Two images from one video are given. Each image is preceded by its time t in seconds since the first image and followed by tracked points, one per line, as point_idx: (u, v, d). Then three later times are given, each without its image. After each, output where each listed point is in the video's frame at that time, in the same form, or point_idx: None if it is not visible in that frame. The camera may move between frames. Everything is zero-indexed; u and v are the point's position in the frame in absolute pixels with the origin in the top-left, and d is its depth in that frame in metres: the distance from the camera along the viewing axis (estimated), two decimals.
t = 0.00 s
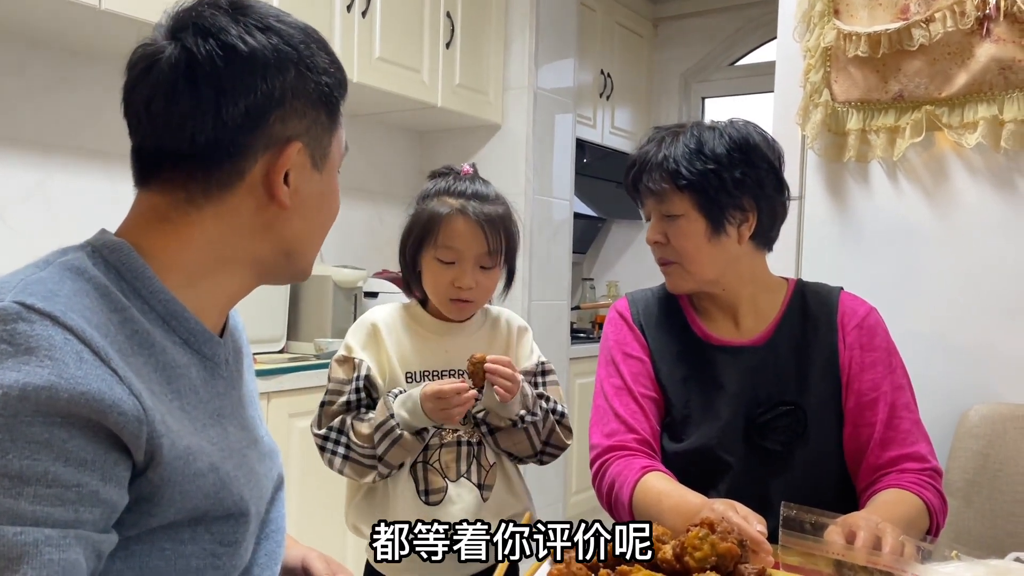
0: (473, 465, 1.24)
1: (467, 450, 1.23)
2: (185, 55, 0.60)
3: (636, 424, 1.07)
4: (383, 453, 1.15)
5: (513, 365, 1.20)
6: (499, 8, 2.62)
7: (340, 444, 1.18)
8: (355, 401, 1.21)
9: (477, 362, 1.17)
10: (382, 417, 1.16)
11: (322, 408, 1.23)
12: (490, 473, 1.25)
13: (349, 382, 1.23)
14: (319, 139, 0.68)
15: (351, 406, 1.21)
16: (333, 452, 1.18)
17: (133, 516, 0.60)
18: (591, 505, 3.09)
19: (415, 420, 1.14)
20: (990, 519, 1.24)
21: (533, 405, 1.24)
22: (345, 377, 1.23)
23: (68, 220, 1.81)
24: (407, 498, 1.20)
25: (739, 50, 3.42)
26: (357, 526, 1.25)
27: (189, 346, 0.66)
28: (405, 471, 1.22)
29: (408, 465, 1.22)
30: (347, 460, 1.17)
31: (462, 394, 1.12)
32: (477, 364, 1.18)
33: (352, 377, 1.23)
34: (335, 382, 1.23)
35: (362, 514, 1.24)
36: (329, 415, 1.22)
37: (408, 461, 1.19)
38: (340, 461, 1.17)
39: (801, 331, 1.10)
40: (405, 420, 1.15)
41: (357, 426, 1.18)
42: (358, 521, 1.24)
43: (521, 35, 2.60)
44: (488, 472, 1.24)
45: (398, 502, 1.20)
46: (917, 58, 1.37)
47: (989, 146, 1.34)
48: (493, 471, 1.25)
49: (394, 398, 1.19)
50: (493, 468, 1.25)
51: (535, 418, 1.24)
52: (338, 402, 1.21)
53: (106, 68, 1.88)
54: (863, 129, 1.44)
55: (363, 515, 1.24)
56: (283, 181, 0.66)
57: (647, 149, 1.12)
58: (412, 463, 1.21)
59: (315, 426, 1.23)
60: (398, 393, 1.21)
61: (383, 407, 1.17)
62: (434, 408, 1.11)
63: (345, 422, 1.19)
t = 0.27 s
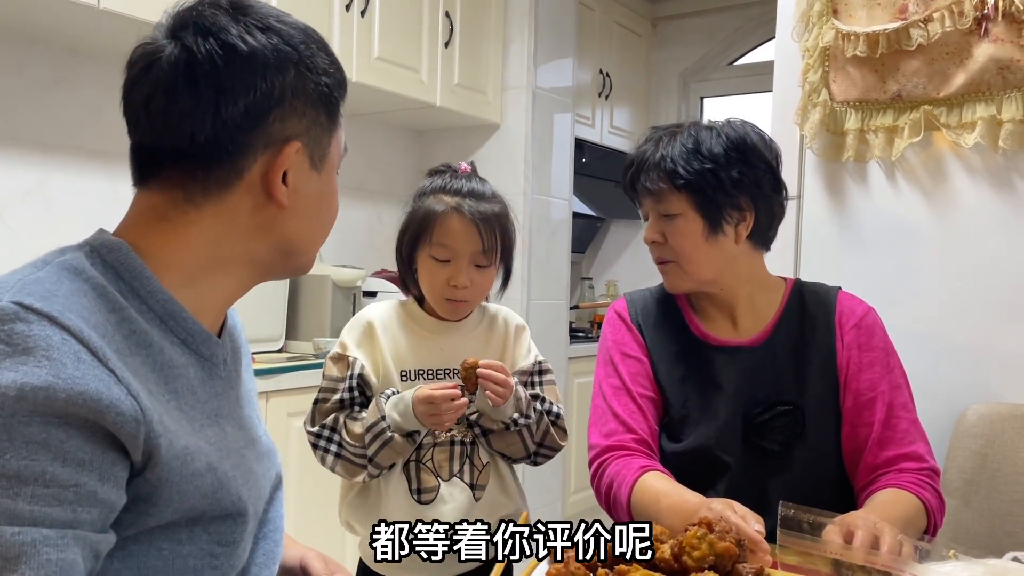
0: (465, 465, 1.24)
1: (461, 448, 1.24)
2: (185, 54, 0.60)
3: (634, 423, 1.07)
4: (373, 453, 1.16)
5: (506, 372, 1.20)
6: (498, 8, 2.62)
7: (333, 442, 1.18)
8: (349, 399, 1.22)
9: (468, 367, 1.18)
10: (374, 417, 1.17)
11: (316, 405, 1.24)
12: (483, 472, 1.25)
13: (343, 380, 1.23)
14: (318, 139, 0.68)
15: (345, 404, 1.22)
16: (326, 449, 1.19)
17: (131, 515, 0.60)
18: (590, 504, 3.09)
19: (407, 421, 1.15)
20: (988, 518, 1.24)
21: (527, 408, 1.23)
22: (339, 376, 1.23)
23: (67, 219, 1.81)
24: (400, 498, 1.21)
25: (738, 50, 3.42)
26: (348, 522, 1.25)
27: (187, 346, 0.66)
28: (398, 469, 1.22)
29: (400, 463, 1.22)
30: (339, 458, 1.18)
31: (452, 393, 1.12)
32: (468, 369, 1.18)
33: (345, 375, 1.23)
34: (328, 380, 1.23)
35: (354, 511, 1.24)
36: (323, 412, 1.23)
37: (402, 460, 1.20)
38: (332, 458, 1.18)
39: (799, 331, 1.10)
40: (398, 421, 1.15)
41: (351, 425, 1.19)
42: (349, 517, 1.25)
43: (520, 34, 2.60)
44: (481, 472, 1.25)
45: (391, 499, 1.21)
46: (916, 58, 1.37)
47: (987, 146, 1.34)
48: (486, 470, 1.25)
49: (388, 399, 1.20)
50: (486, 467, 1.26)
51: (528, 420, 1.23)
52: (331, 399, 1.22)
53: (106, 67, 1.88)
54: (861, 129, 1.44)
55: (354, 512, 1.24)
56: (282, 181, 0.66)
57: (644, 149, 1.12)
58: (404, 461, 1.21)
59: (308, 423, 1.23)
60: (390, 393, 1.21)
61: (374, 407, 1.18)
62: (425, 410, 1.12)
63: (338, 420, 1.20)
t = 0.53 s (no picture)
0: (457, 465, 1.24)
1: (452, 449, 1.23)
2: (188, 52, 0.60)
3: (634, 423, 1.07)
4: (364, 455, 1.16)
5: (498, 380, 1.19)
6: (497, 8, 2.62)
7: (327, 441, 1.20)
8: (343, 398, 1.22)
9: (460, 375, 1.17)
10: (366, 420, 1.17)
11: (311, 402, 1.24)
12: (476, 473, 1.24)
13: (338, 377, 1.24)
14: (320, 140, 0.68)
15: (340, 402, 1.23)
16: (320, 448, 1.20)
17: (130, 515, 0.60)
18: (589, 504, 3.09)
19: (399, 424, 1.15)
20: (988, 518, 1.24)
21: (519, 416, 1.23)
22: (334, 374, 1.24)
23: (66, 219, 1.80)
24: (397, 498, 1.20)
25: (737, 49, 3.42)
26: (342, 519, 1.26)
27: (187, 346, 0.66)
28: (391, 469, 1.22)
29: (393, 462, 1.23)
30: (333, 456, 1.19)
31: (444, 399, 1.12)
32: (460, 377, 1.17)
33: (340, 373, 1.24)
34: (324, 377, 1.24)
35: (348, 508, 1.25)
36: (318, 410, 1.23)
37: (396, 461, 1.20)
38: (325, 456, 1.19)
39: (800, 330, 1.10)
40: (389, 424, 1.16)
41: (344, 424, 1.20)
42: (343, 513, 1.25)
43: (520, 33, 2.59)
44: (473, 472, 1.24)
45: (383, 498, 1.21)
46: (916, 57, 1.37)
47: (987, 145, 1.34)
48: (479, 471, 1.25)
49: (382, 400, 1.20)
50: (479, 468, 1.25)
51: (520, 426, 1.23)
52: (326, 397, 1.23)
53: (106, 67, 1.88)
54: (861, 128, 1.44)
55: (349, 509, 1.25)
56: (283, 181, 0.66)
57: (647, 146, 1.11)
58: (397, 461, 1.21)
59: (304, 421, 1.24)
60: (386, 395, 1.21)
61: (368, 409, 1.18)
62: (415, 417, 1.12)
63: (332, 419, 1.21)
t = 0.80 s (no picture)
0: (451, 469, 1.24)
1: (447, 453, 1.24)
2: (189, 50, 0.60)
3: (634, 422, 1.07)
4: (360, 464, 1.17)
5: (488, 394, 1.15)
6: (497, 7, 2.62)
7: (322, 444, 1.20)
8: (339, 401, 1.22)
9: (452, 393, 1.12)
10: (362, 433, 1.17)
11: (307, 404, 1.24)
12: (470, 477, 1.25)
13: (334, 379, 1.24)
14: (320, 140, 0.67)
15: (336, 405, 1.23)
16: (316, 451, 1.21)
17: (129, 515, 0.60)
18: (589, 504, 3.09)
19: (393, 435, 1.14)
20: (988, 518, 1.24)
21: (511, 426, 1.21)
22: (330, 375, 1.24)
23: (66, 218, 1.80)
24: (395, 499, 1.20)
25: (737, 49, 3.41)
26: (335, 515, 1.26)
27: (186, 346, 0.66)
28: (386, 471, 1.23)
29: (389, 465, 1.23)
30: (328, 460, 1.20)
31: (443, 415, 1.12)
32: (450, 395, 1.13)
33: (336, 375, 1.23)
34: (320, 379, 1.24)
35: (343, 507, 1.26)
36: (314, 412, 1.23)
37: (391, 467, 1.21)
38: (321, 459, 1.20)
39: (800, 330, 1.10)
40: (384, 436, 1.16)
41: (341, 430, 1.20)
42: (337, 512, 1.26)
43: (519, 33, 2.59)
44: (467, 476, 1.24)
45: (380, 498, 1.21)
46: (915, 57, 1.37)
47: (987, 145, 1.34)
48: (473, 475, 1.25)
49: (378, 407, 1.20)
50: (473, 471, 1.25)
51: (512, 437, 1.22)
52: (322, 400, 1.23)
53: (106, 66, 1.88)
54: (861, 128, 1.44)
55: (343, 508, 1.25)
56: (283, 181, 0.66)
57: (655, 142, 1.11)
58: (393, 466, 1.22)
59: (300, 422, 1.24)
60: (383, 401, 1.21)
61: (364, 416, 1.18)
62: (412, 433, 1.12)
63: (328, 423, 1.21)
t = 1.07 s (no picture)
0: (450, 472, 1.24)
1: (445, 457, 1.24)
2: (192, 50, 0.60)
3: (634, 422, 1.07)
4: (360, 472, 1.17)
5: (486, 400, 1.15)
6: (497, 7, 2.62)
7: (321, 450, 1.21)
8: (336, 406, 1.22)
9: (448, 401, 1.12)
10: (360, 441, 1.17)
11: (305, 410, 1.24)
12: (469, 480, 1.25)
13: (331, 384, 1.23)
14: (320, 141, 0.67)
15: (334, 410, 1.22)
16: (315, 456, 1.21)
17: (128, 515, 0.60)
18: (589, 504, 3.09)
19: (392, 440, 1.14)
20: (988, 518, 1.24)
21: (509, 431, 1.21)
22: (327, 381, 1.23)
23: (66, 218, 1.80)
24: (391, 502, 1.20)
25: (737, 49, 3.41)
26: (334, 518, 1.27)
27: (185, 346, 0.66)
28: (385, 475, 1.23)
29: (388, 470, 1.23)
30: (327, 466, 1.20)
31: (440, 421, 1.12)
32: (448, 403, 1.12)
33: (333, 380, 1.23)
34: (317, 384, 1.24)
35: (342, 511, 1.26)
36: (312, 418, 1.23)
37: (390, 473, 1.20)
38: (320, 465, 1.21)
39: (800, 330, 1.10)
40: (382, 442, 1.15)
41: (339, 436, 1.20)
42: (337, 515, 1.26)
43: (519, 33, 2.59)
44: (466, 479, 1.25)
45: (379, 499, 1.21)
46: (915, 57, 1.37)
47: (987, 145, 1.33)
48: (472, 478, 1.25)
49: (377, 413, 1.19)
50: (473, 474, 1.25)
51: (509, 441, 1.22)
52: (319, 405, 1.23)
53: (106, 66, 1.88)
54: (861, 128, 1.44)
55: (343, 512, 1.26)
56: (283, 181, 0.66)
57: (692, 133, 1.10)
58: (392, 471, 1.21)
59: (298, 428, 1.24)
60: (382, 407, 1.21)
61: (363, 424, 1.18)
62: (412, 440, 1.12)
63: (326, 428, 1.21)
